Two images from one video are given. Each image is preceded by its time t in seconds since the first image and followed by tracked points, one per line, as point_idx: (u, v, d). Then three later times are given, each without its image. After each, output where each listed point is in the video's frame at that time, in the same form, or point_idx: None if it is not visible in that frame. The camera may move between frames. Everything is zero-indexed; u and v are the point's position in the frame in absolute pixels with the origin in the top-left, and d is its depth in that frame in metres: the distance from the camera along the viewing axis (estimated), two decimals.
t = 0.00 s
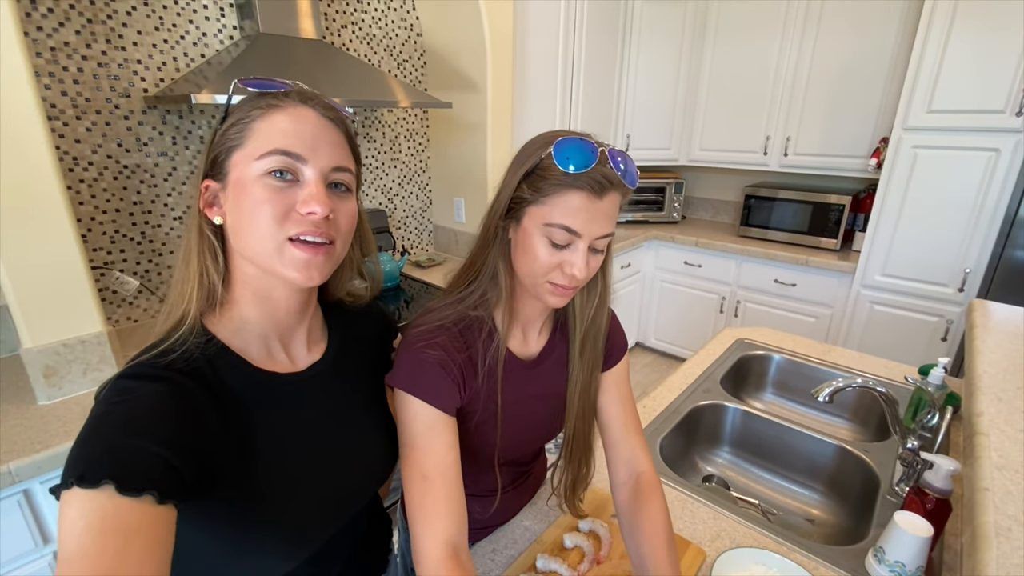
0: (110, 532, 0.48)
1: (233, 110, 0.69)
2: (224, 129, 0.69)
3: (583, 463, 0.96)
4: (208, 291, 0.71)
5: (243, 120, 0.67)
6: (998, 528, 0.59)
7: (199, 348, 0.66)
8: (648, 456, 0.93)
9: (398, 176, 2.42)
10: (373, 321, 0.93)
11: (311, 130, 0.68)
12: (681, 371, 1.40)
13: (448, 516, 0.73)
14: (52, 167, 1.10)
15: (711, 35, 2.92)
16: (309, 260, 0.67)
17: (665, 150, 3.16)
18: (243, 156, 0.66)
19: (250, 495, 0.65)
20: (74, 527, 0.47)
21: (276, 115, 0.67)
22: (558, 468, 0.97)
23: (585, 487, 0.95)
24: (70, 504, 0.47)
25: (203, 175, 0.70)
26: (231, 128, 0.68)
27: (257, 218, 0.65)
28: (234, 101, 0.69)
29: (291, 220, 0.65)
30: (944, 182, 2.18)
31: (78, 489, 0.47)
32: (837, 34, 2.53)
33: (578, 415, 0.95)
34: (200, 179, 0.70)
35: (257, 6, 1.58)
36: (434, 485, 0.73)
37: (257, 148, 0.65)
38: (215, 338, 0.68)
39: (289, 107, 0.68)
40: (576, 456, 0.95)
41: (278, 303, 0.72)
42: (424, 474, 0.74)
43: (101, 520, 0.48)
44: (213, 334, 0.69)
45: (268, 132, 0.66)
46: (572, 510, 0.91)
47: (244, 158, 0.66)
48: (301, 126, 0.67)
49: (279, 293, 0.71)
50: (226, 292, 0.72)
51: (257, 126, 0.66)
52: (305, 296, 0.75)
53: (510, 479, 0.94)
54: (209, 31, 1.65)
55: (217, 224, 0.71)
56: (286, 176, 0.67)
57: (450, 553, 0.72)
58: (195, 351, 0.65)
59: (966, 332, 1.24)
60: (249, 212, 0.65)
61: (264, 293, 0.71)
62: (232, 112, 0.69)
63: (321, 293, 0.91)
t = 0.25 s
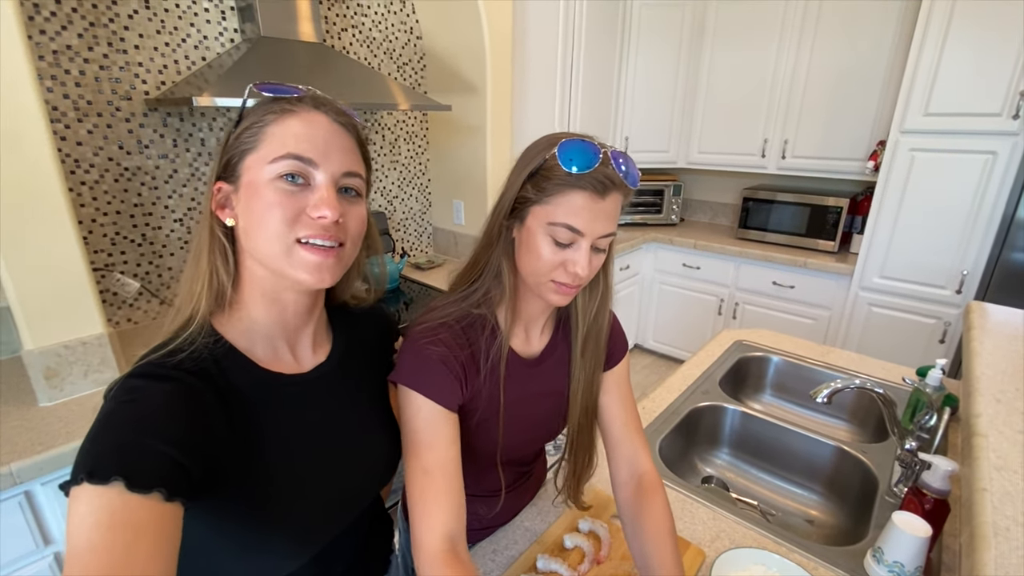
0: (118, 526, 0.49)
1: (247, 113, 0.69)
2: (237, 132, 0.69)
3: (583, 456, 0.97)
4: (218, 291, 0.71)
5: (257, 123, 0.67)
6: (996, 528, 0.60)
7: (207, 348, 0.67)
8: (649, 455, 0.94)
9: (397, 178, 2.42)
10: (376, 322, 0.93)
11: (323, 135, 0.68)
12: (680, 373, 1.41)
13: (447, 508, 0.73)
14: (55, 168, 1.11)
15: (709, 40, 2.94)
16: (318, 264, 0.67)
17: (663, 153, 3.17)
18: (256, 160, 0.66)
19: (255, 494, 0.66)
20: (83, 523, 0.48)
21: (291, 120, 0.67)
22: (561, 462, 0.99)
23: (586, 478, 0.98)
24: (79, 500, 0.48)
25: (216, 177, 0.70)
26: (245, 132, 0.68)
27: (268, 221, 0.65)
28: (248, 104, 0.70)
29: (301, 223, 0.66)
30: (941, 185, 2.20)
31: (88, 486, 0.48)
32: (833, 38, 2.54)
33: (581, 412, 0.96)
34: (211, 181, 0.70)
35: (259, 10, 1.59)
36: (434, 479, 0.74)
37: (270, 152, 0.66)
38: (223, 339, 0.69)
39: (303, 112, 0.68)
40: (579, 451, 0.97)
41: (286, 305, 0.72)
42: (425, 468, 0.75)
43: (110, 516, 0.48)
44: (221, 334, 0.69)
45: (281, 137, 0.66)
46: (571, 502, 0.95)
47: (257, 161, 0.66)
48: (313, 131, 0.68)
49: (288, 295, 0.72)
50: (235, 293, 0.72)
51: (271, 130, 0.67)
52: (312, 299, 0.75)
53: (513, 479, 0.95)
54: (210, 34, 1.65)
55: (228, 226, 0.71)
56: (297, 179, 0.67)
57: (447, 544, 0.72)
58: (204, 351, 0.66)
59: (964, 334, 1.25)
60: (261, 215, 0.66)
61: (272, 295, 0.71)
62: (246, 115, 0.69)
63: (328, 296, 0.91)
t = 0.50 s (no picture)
0: (114, 525, 0.48)
1: (252, 112, 0.69)
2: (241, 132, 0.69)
3: (580, 449, 0.98)
4: (218, 290, 0.71)
5: (263, 125, 0.67)
6: (998, 525, 0.59)
7: (205, 346, 0.66)
8: (649, 454, 0.94)
9: (397, 178, 2.42)
10: (376, 321, 0.93)
11: (327, 139, 0.68)
12: (681, 371, 1.41)
13: (449, 505, 0.73)
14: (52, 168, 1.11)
15: (709, 38, 2.93)
16: (316, 270, 0.67)
17: (663, 152, 3.16)
18: (258, 162, 0.66)
19: (253, 494, 0.65)
20: (78, 522, 0.47)
21: (294, 123, 0.67)
22: (556, 457, 1.01)
23: (582, 469, 0.99)
24: (75, 498, 0.47)
25: (218, 174, 0.70)
26: (250, 132, 0.68)
27: (268, 224, 0.65)
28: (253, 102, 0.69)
29: (300, 228, 0.66)
30: (942, 182, 2.19)
31: (84, 484, 0.47)
32: (833, 36, 2.54)
33: (580, 406, 0.95)
34: (213, 179, 0.70)
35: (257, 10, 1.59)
36: (435, 476, 0.73)
37: (273, 155, 0.66)
38: (221, 337, 0.68)
39: (306, 114, 0.68)
40: (576, 444, 0.97)
41: (284, 303, 0.72)
42: (426, 464, 0.74)
43: (106, 515, 0.48)
44: (220, 333, 0.69)
45: (285, 140, 0.66)
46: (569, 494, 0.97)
47: (259, 163, 0.66)
48: (317, 135, 0.67)
49: (286, 294, 0.71)
50: (235, 292, 0.72)
51: (275, 132, 0.66)
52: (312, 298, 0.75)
53: (513, 476, 0.95)
54: (209, 34, 1.65)
55: (229, 224, 0.71)
56: (299, 184, 0.67)
57: (450, 541, 0.72)
58: (201, 349, 0.66)
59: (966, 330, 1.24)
60: (261, 217, 0.65)
61: (270, 293, 0.71)
62: (250, 115, 0.69)
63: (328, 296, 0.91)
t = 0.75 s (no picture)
0: (110, 528, 0.48)
1: (245, 112, 0.68)
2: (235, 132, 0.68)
3: (587, 453, 0.97)
4: (215, 291, 0.71)
5: (254, 125, 0.66)
6: (1005, 527, 0.58)
7: (203, 348, 0.66)
8: (652, 455, 0.93)
9: (398, 178, 2.42)
10: (375, 321, 0.92)
11: (320, 139, 0.67)
12: (683, 371, 1.40)
13: (451, 506, 0.73)
14: (52, 170, 1.10)
15: (711, 35, 2.91)
16: (310, 272, 0.67)
17: (665, 150, 3.15)
18: (251, 164, 0.66)
19: (252, 496, 0.65)
20: (74, 525, 0.47)
21: (286, 123, 0.66)
22: (562, 459, 0.99)
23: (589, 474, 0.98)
24: (70, 501, 0.47)
25: (213, 175, 0.69)
26: (242, 133, 0.67)
27: (262, 227, 0.65)
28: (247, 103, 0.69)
29: (292, 232, 0.65)
30: (947, 179, 2.17)
31: (79, 488, 0.47)
32: (836, 32, 2.52)
33: (582, 407, 0.95)
34: (208, 180, 0.69)
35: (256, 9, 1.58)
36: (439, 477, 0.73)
37: (265, 157, 0.65)
38: (219, 339, 0.68)
39: (299, 114, 0.67)
40: (580, 446, 0.96)
41: (282, 304, 0.71)
42: (428, 465, 0.73)
43: (101, 518, 0.47)
44: (217, 334, 0.68)
45: (278, 141, 0.65)
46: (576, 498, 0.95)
47: (252, 165, 0.65)
48: (310, 135, 0.67)
49: (283, 295, 0.71)
50: (233, 293, 0.72)
51: (267, 133, 0.66)
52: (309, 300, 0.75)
53: (515, 477, 0.94)
54: (208, 34, 1.65)
55: (225, 226, 0.70)
56: (291, 186, 0.66)
57: (453, 544, 0.71)
58: (199, 350, 0.65)
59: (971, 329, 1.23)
60: (255, 220, 0.65)
61: (267, 294, 0.70)
62: (244, 115, 0.68)
63: (326, 296, 0.90)
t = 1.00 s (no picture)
0: (102, 531, 0.47)
1: (239, 111, 0.68)
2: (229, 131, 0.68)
3: (590, 455, 0.96)
4: (212, 291, 0.70)
5: (246, 123, 0.66)
6: (1010, 531, 0.58)
7: (199, 348, 0.65)
8: (655, 456, 0.92)
9: (399, 178, 2.41)
10: (375, 322, 0.92)
11: (314, 138, 0.67)
12: (685, 371, 1.39)
13: (443, 500, 0.72)
14: (51, 170, 1.10)
15: (713, 35, 2.90)
16: (306, 271, 0.66)
17: (667, 150, 3.14)
18: (244, 163, 0.65)
19: (249, 498, 0.64)
20: (67, 528, 0.47)
21: (280, 122, 0.66)
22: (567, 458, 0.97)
23: (592, 476, 0.96)
24: (63, 504, 0.47)
25: (207, 175, 0.69)
26: (236, 132, 0.67)
27: (256, 225, 0.64)
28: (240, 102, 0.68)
29: (287, 230, 0.65)
30: (950, 179, 2.16)
31: (73, 489, 0.47)
32: (838, 32, 2.51)
33: (586, 408, 0.94)
34: (203, 180, 0.69)
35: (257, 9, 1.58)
36: (433, 473, 0.72)
37: (259, 156, 0.65)
38: (216, 339, 0.67)
39: (293, 113, 0.67)
40: (585, 447, 0.95)
41: (278, 304, 0.71)
42: (423, 461, 0.73)
43: (94, 521, 0.47)
44: (213, 334, 0.68)
45: (271, 140, 0.65)
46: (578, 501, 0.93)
47: (245, 165, 0.65)
48: (304, 134, 0.66)
49: (279, 296, 0.70)
50: (229, 293, 0.71)
51: (260, 132, 0.65)
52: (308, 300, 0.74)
53: (515, 478, 0.94)
54: (209, 34, 1.65)
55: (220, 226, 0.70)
56: (285, 184, 0.66)
57: (442, 536, 0.70)
58: (195, 350, 0.65)
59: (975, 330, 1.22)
60: (249, 219, 0.65)
61: (264, 294, 0.70)
62: (237, 113, 0.68)
63: (324, 295, 0.90)
